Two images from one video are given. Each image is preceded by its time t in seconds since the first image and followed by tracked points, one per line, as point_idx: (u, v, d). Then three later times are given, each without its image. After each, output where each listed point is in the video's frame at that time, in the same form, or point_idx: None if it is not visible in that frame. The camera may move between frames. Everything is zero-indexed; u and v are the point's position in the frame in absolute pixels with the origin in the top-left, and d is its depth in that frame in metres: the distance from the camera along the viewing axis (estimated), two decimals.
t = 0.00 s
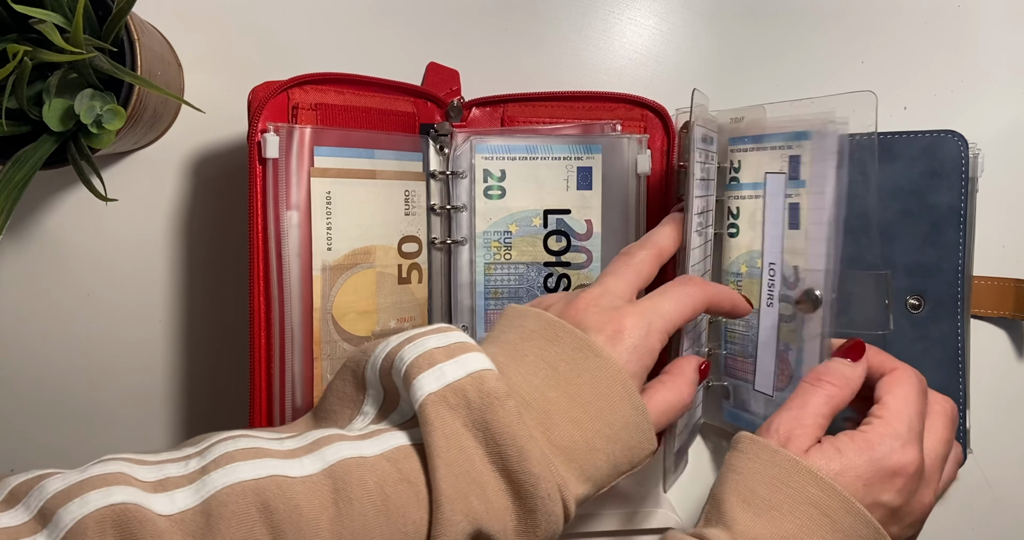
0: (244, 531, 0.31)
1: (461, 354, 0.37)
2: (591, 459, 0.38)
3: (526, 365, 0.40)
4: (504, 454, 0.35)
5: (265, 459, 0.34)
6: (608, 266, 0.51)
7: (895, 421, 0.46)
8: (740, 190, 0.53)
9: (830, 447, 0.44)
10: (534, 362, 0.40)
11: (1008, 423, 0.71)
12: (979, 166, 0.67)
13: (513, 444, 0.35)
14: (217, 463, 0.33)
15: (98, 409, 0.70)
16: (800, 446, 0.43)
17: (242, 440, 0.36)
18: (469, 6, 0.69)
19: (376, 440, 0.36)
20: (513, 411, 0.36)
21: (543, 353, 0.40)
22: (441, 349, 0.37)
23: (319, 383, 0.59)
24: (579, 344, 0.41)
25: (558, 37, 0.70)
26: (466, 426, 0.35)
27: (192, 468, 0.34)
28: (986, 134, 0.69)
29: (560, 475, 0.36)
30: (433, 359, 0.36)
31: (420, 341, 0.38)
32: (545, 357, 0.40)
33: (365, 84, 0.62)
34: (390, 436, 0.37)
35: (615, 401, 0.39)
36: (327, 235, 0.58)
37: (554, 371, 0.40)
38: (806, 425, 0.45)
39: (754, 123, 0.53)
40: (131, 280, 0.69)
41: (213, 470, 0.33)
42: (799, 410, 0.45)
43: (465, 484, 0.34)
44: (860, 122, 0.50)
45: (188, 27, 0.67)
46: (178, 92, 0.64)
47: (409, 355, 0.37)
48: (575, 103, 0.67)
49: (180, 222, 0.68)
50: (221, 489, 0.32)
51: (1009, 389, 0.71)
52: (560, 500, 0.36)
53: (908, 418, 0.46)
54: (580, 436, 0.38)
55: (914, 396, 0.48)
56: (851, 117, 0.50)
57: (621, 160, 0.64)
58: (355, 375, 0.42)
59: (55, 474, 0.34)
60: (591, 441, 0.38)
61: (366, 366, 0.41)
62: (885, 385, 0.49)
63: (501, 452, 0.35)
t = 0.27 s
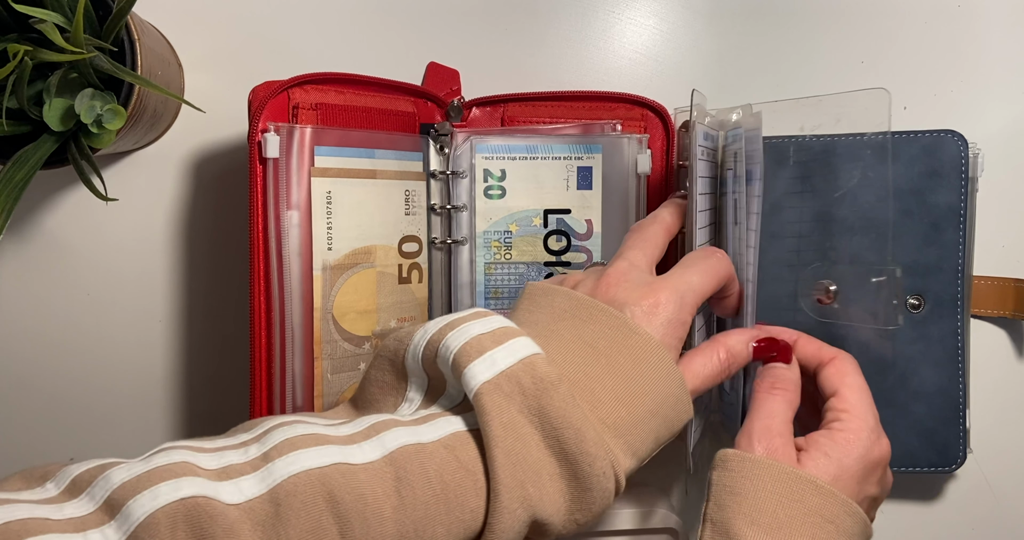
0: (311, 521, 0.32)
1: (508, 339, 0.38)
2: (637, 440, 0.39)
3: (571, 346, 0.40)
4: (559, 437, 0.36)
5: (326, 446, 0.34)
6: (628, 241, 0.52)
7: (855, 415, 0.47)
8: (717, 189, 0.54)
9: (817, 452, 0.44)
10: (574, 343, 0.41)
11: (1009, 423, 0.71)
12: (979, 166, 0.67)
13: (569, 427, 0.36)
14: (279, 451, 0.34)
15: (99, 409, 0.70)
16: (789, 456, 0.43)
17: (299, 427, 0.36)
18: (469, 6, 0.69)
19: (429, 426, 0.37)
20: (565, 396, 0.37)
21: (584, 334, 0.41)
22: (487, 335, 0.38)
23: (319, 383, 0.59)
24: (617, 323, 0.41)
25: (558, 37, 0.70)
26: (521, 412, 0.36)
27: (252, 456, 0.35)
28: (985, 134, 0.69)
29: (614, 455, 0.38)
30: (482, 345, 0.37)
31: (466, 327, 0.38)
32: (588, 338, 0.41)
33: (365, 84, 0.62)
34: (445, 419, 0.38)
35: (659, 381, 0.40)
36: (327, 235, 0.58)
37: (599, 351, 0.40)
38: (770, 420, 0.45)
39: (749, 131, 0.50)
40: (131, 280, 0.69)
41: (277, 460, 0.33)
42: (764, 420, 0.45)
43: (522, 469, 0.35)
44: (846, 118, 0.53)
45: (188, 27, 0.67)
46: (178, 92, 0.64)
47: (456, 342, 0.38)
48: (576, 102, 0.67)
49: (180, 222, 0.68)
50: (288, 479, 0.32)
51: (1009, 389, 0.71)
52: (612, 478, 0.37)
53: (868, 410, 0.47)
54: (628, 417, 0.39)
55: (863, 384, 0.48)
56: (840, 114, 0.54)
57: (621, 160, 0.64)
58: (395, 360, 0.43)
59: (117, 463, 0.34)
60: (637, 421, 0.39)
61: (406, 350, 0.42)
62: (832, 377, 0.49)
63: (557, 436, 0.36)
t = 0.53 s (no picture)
0: (317, 503, 0.31)
1: (506, 324, 0.38)
2: (640, 419, 0.39)
3: (567, 333, 0.41)
4: (560, 414, 0.36)
5: (330, 431, 0.34)
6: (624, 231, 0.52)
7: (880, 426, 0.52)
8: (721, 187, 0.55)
9: (839, 466, 0.48)
10: (571, 329, 0.41)
11: (1009, 424, 0.71)
12: (979, 166, 0.67)
13: (569, 403, 0.36)
14: (285, 436, 0.33)
15: (99, 409, 0.70)
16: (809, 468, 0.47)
17: (305, 414, 0.36)
18: (469, 6, 0.69)
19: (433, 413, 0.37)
20: (563, 373, 0.37)
21: (579, 321, 0.41)
22: (486, 320, 0.38)
23: (319, 383, 0.59)
24: (612, 305, 0.42)
25: (558, 37, 0.70)
26: (521, 390, 0.36)
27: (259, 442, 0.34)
28: (985, 134, 0.69)
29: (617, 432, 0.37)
30: (479, 329, 0.37)
31: (464, 314, 0.39)
32: (584, 322, 0.41)
33: (365, 84, 0.62)
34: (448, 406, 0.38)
35: (658, 361, 0.40)
36: (327, 235, 0.58)
37: (596, 335, 0.41)
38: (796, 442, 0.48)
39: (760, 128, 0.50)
40: (131, 280, 0.69)
41: (282, 444, 0.33)
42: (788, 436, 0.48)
43: (524, 447, 0.35)
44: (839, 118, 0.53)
45: (187, 27, 0.67)
46: (178, 92, 0.64)
47: (455, 328, 0.38)
48: (576, 103, 0.67)
49: (180, 222, 0.68)
50: (294, 462, 0.32)
51: (1010, 389, 0.71)
52: (615, 455, 0.37)
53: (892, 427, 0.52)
54: (629, 396, 0.39)
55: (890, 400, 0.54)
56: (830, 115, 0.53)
57: (621, 160, 0.64)
58: (396, 355, 0.43)
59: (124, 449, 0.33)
60: (639, 400, 0.39)
61: (408, 344, 0.42)
62: (864, 391, 0.54)
63: (558, 414, 0.36)
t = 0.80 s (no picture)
0: (326, 493, 0.31)
1: (503, 316, 0.38)
2: (646, 407, 0.39)
3: (566, 325, 0.41)
4: (563, 402, 0.36)
5: (337, 423, 0.34)
6: (613, 226, 0.53)
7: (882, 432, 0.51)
8: (718, 186, 0.56)
9: (832, 476, 0.48)
10: (571, 321, 0.41)
11: (1009, 424, 0.71)
12: (979, 166, 0.67)
13: (571, 390, 0.36)
14: (292, 428, 0.33)
15: (99, 410, 0.70)
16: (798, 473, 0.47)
17: (313, 408, 0.36)
18: (469, 6, 0.69)
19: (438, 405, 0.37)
20: (563, 362, 0.37)
21: (577, 313, 0.42)
22: (484, 313, 0.39)
23: (319, 383, 0.59)
24: (609, 297, 0.42)
25: (558, 37, 0.70)
26: (522, 379, 0.37)
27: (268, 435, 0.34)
28: (985, 134, 0.69)
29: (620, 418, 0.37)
30: (478, 321, 0.38)
31: (463, 310, 0.39)
32: (581, 314, 0.42)
33: (365, 84, 0.62)
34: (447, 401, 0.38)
35: (660, 348, 0.40)
36: (327, 235, 0.58)
37: (594, 326, 0.41)
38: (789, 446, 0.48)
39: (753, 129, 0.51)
40: (131, 280, 0.69)
41: (290, 436, 0.33)
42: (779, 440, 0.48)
43: (527, 434, 0.35)
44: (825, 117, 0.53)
45: (188, 27, 0.67)
46: (178, 92, 0.64)
47: (453, 323, 0.38)
48: (576, 102, 0.67)
49: (180, 222, 0.68)
50: (303, 452, 0.32)
51: (1010, 389, 0.71)
52: (620, 441, 0.37)
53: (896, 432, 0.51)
54: (632, 383, 0.39)
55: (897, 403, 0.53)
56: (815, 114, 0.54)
57: (621, 160, 0.64)
58: (399, 356, 0.44)
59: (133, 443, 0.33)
60: (643, 387, 0.39)
61: (410, 343, 0.42)
62: (868, 393, 0.53)
63: (560, 401, 0.36)
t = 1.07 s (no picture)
0: (321, 491, 0.31)
1: (504, 313, 0.39)
2: (645, 405, 0.39)
3: (566, 323, 0.41)
4: (562, 398, 0.36)
5: (334, 421, 0.34)
6: (614, 228, 0.53)
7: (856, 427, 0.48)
8: (718, 188, 0.57)
9: (806, 469, 0.47)
10: (571, 319, 0.41)
11: (1009, 423, 0.71)
12: (980, 166, 0.67)
13: (570, 387, 0.36)
14: (290, 427, 0.33)
15: (100, 410, 0.70)
16: (777, 467, 0.47)
17: (311, 407, 0.36)
18: (469, 5, 0.69)
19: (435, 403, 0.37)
20: (562, 359, 0.37)
21: (577, 311, 0.42)
22: (485, 312, 0.39)
23: (319, 383, 0.59)
24: (610, 295, 0.42)
25: (558, 36, 0.70)
26: (522, 376, 0.37)
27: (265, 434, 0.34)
28: (986, 134, 0.69)
29: (620, 415, 0.37)
30: (479, 319, 0.38)
31: (463, 309, 0.40)
32: (581, 312, 0.42)
33: (365, 84, 0.62)
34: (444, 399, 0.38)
35: (660, 346, 0.41)
36: (327, 235, 0.58)
37: (594, 323, 0.41)
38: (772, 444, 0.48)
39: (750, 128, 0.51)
40: (131, 280, 0.69)
41: (286, 434, 0.33)
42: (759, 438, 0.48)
43: (527, 431, 0.35)
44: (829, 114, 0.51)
45: (188, 27, 0.67)
46: (178, 92, 0.64)
47: (454, 322, 0.39)
48: (576, 102, 0.67)
49: (180, 222, 0.68)
50: (299, 451, 0.32)
51: (1010, 389, 0.71)
52: (620, 438, 0.37)
53: (873, 424, 0.48)
54: (631, 381, 0.39)
55: (870, 393, 0.49)
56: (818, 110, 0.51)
57: (621, 160, 0.64)
58: (398, 355, 0.44)
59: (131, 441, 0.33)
60: (643, 385, 0.39)
61: (410, 342, 0.42)
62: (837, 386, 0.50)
63: (560, 397, 0.36)
